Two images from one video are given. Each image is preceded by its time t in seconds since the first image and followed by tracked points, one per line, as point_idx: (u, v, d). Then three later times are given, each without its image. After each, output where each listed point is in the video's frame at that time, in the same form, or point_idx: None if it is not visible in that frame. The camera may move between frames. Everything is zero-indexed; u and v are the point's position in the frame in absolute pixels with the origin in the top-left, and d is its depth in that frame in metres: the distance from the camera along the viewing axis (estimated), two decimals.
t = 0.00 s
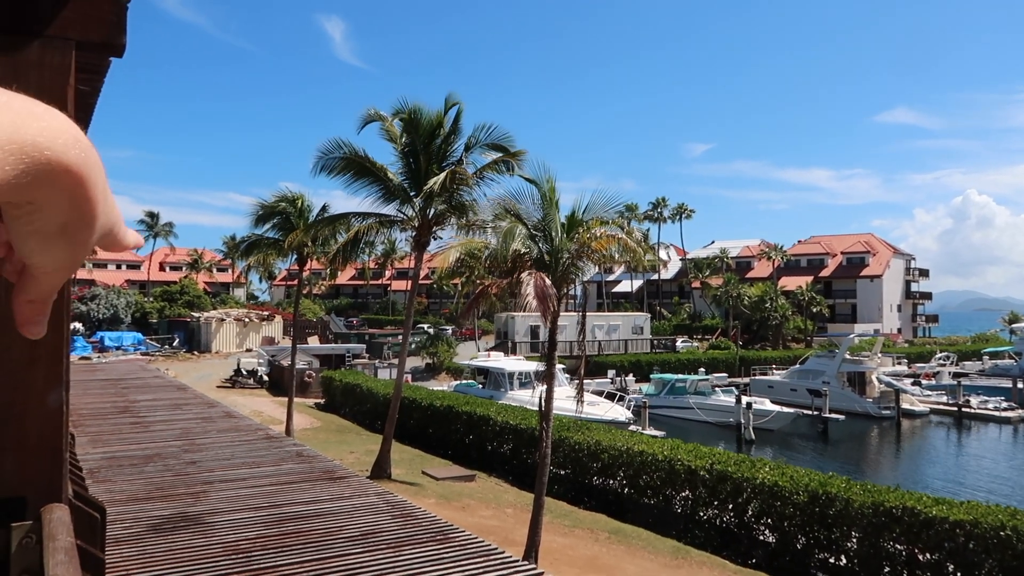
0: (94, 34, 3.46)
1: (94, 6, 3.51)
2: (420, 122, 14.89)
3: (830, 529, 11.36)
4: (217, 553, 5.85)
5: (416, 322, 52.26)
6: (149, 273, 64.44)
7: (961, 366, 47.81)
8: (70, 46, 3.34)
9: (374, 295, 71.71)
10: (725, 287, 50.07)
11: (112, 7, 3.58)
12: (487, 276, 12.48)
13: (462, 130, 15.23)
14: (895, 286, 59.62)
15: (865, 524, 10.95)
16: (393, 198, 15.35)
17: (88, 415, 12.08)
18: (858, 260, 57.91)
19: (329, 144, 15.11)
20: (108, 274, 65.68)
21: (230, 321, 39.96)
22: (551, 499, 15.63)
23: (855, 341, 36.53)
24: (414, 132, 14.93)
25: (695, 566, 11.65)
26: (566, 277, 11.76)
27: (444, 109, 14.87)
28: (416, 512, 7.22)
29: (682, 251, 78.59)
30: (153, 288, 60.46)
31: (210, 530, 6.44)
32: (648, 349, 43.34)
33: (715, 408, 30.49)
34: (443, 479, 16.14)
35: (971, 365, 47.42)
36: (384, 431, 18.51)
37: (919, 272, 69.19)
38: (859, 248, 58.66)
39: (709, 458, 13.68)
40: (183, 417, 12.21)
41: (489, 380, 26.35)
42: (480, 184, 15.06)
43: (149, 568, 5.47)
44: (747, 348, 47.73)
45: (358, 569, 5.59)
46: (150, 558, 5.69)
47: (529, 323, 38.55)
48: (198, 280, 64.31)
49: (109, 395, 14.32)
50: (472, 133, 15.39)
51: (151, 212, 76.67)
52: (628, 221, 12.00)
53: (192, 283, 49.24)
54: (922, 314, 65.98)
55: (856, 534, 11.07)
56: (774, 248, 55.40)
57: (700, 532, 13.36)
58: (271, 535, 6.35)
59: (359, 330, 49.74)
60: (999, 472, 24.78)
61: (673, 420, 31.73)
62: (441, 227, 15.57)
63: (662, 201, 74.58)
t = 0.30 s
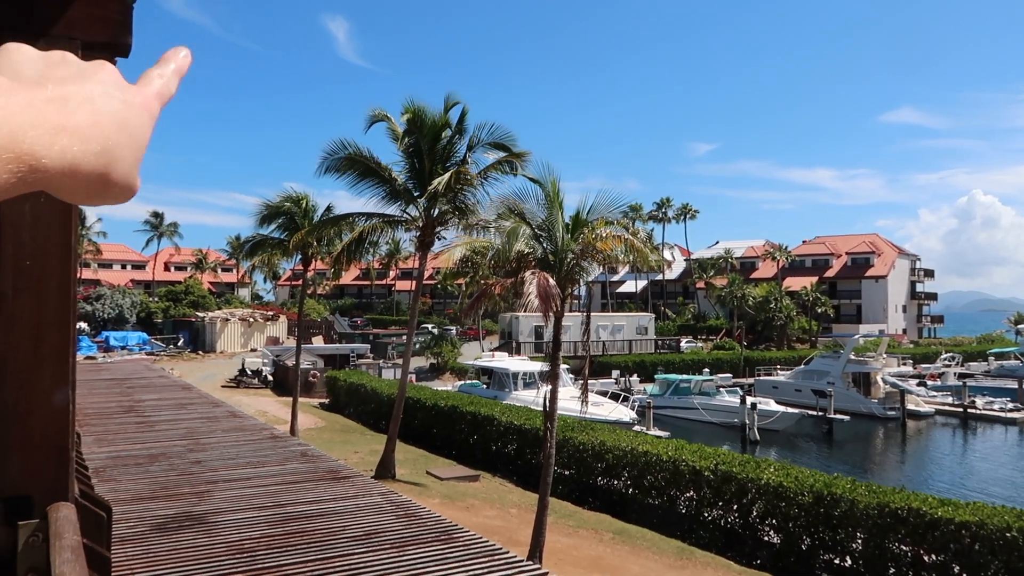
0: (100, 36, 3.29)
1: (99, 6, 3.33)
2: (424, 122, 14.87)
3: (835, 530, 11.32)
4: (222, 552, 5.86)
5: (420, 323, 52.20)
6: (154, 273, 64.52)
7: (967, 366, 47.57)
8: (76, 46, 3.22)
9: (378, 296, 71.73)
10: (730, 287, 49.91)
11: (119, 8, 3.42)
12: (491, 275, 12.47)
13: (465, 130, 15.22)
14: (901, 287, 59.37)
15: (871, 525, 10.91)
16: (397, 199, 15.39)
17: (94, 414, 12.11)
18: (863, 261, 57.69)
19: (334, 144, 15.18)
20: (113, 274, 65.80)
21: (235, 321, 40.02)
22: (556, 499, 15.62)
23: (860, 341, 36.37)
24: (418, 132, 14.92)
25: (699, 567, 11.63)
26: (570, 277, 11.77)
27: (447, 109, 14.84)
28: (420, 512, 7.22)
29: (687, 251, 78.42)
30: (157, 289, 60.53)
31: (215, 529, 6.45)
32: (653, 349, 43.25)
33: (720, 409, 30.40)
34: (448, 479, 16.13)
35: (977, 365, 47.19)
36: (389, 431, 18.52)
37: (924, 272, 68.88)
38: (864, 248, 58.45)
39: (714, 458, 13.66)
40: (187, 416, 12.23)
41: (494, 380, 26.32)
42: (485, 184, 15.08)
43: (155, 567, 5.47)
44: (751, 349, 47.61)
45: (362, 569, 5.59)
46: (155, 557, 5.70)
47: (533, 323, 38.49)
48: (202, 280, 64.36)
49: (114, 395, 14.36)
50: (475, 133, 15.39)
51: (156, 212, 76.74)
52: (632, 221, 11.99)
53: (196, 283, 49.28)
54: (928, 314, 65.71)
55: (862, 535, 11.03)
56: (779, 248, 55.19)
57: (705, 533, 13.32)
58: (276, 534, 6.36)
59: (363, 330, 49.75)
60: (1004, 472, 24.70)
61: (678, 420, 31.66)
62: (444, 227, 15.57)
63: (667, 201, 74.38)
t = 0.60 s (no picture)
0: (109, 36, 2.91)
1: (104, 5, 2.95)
2: (428, 121, 14.87)
3: (841, 531, 11.27)
4: (228, 552, 5.87)
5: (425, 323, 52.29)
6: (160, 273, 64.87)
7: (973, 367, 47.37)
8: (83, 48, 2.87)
9: (383, 296, 71.94)
10: (735, 288, 49.80)
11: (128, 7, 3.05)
12: (495, 275, 12.45)
13: (469, 129, 15.21)
14: (907, 287, 59.18)
15: (876, 526, 10.86)
16: (402, 199, 15.37)
17: (100, 414, 12.17)
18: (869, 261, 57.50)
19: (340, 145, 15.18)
20: (120, 274, 66.19)
21: (240, 320, 40.13)
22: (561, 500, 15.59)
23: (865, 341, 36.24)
24: (423, 132, 14.93)
25: (704, 568, 11.60)
26: (575, 278, 11.74)
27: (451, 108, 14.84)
28: (425, 512, 7.21)
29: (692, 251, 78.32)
30: (163, 289, 60.83)
31: (220, 528, 6.47)
32: (658, 349, 43.21)
33: (725, 409, 30.34)
34: (452, 479, 16.13)
35: (983, 366, 46.99)
36: (393, 431, 18.53)
37: (931, 272, 68.64)
38: (870, 249, 58.25)
39: (719, 459, 13.62)
40: (193, 416, 12.28)
41: (498, 380, 26.31)
42: (490, 183, 15.09)
43: (161, 567, 5.48)
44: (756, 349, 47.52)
45: (368, 568, 5.59)
46: (160, 556, 5.71)
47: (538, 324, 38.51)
48: (208, 280, 64.66)
49: (120, 394, 14.43)
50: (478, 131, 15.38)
51: (162, 212, 77.09)
52: (637, 221, 11.95)
53: (202, 283, 49.45)
54: (934, 315, 65.50)
55: (867, 536, 10.98)
56: (785, 248, 55.04)
57: (710, 533, 13.28)
58: (281, 534, 6.37)
59: (368, 330, 49.83)
60: (1011, 474, 24.59)
61: (683, 420, 31.63)
62: (449, 227, 15.56)
63: (672, 201, 74.29)
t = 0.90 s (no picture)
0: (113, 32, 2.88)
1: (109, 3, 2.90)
2: (431, 116, 14.84)
3: (846, 525, 11.25)
4: (235, 546, 5.89)
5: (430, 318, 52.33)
6: (165, 269, 65.03)
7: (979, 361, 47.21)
8: (89, 45, 2.80)
9: (388, 291, 71.98)
10: (740, 282, 49.68)
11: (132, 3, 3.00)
12: (500, 271, 12.44)
13: (472, 124, 15.20)
14: (913, 282, 58.97)
15: (882, 520, 10.83)
16: (406, 195, 15.36)
17: (107, 409, 12.22)
18: (874, 255, 57.32)
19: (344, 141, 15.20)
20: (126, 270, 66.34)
21: (246, 316, 40.24)
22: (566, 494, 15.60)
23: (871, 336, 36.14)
24: (426, 127, 14.92)
25: (710, 561, 11.60)
26: (579, 272, 11.71)
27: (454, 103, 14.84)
28: (431, 506, 7.23)
29: (697, 246, 78.13)
30: (168, 285, 60.95)
31: (227, 523, 6.49)
32: (663, 344, 43.18)
33: (731, 403, 30.31)
34: (458, 474, 16.17)
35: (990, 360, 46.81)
36: (399, 426, 18.56)
37: (936, 266, 68.37)
38: (875, 243, 57.99)
39: (724, 453, 13.61)
40: (199, 411, 12.33)
41: (503, 375, 26.33)
42: (494, 178, 15.09)
43: (168, 561, 5.50)
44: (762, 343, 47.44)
45: (375, 562, 5.61)
46: (167, 550, 5.74)
47: (543, 318, 38.55)
48: (213, 276, 64.79)
49: (127, 389, 14.48)
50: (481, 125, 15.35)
51: (166, 208, 77.19)
52: (641, 216, 11.91)
53: (207, 279, 49.54)
54: (939, 309, 65.28)
55: (873, 530, 10.96)
56: (790, 243, 54.89)
57: (716, 527, 13.27)
58: (287, 529, 6.39)
59: (373, 326, 49.94)
60: (1017, 467, 24.53)
61: (688, 415, 31.61)
62: (453, 222, 15.56)
63: (677, 196, 74.15)
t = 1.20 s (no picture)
0: (117, 15, 2.87)
1: None
2: (435, 99, 14.78)
3: (852, 508, 11.26)
4: (244, 528, 5.94)
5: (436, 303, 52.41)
6: (172, 255, 65.25)
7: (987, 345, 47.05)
8: (93, 27, 2.76)
9: (394, 276, 72.08)
10: (747, 266, 49.48)
11: None
12: (506, 255, 12.41)
13: (478, 108, 15.10)
14: (921, 265, 58.69)
15: (888, 503, 10.84)
16: (411, 179, 15.33)
17: (116, 393, 12.32)
18: (882, 239, 57.01)
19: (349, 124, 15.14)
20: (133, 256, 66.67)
21: (253, 302, 40.38)
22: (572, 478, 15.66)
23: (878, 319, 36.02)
24: (429, 110, 14.83)
25: (716, 544, 11.65)
26: (586, 257, 11.67)
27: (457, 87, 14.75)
28: (438, 489, 7.27)
29: (704, 230, 77.78)
30: (175, 271, 61.18)
31: (236, 505, 6.55)
32: (669, 328, 43.16)
33: (737, 387, 30.33)
34: (464, 457, 16.25)
35: (997, 344, 46.63)
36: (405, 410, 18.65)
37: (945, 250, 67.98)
38: (883, 226, 57.60)
39: (730, 436, 13.62)
40: (208, 395, 12.41)
41: (510, 359, 26.39)
42: (500, 162, 15.03)
43: (178, 543, 5.56)
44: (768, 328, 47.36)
45: (382, 545, 5.65)
46: (177, 533, 5.80)
47: (549, 303, 38.56)
48: (220, 261, 65.01)
49: (135, 374, 14.58)
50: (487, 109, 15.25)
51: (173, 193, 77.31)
52: (648, 200, 11.83)
53: (214, 264, 49.66)
54: (947, 293, 64.97)
55: (878, 513, 10.98)
56: (797, 226, 54.57)
57: (721, 510, 13.31)
58: (295, 511, 6.44)
59: (379, 310, 50.08)
60: None
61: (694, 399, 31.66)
62: (458, 207, 15.53)
63: (683, 179, 73.75)
